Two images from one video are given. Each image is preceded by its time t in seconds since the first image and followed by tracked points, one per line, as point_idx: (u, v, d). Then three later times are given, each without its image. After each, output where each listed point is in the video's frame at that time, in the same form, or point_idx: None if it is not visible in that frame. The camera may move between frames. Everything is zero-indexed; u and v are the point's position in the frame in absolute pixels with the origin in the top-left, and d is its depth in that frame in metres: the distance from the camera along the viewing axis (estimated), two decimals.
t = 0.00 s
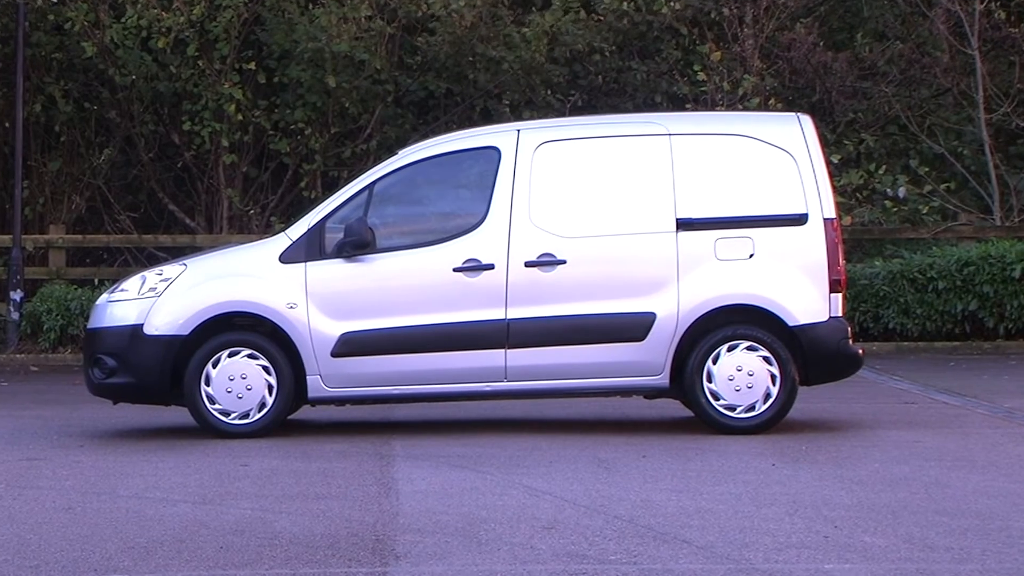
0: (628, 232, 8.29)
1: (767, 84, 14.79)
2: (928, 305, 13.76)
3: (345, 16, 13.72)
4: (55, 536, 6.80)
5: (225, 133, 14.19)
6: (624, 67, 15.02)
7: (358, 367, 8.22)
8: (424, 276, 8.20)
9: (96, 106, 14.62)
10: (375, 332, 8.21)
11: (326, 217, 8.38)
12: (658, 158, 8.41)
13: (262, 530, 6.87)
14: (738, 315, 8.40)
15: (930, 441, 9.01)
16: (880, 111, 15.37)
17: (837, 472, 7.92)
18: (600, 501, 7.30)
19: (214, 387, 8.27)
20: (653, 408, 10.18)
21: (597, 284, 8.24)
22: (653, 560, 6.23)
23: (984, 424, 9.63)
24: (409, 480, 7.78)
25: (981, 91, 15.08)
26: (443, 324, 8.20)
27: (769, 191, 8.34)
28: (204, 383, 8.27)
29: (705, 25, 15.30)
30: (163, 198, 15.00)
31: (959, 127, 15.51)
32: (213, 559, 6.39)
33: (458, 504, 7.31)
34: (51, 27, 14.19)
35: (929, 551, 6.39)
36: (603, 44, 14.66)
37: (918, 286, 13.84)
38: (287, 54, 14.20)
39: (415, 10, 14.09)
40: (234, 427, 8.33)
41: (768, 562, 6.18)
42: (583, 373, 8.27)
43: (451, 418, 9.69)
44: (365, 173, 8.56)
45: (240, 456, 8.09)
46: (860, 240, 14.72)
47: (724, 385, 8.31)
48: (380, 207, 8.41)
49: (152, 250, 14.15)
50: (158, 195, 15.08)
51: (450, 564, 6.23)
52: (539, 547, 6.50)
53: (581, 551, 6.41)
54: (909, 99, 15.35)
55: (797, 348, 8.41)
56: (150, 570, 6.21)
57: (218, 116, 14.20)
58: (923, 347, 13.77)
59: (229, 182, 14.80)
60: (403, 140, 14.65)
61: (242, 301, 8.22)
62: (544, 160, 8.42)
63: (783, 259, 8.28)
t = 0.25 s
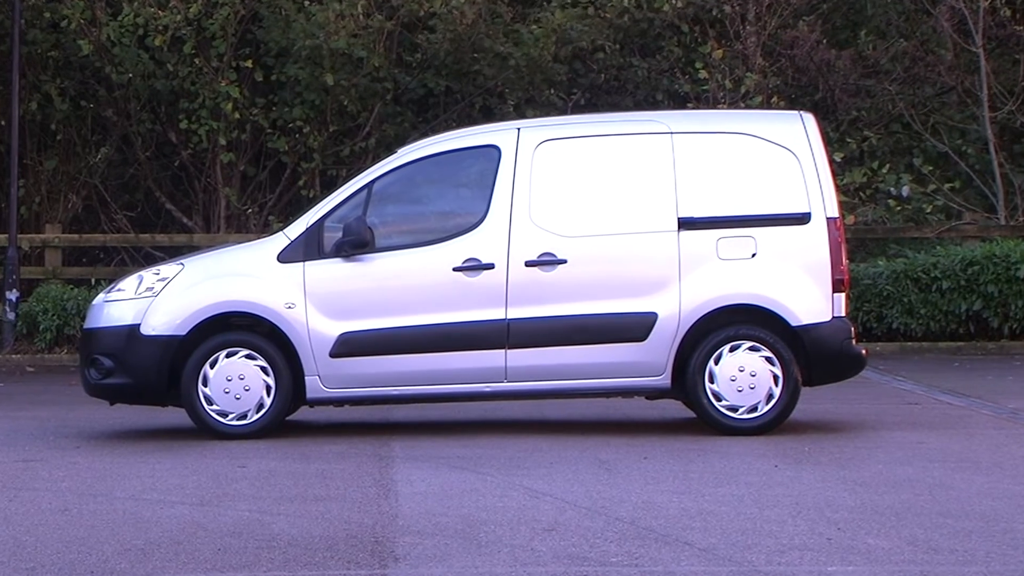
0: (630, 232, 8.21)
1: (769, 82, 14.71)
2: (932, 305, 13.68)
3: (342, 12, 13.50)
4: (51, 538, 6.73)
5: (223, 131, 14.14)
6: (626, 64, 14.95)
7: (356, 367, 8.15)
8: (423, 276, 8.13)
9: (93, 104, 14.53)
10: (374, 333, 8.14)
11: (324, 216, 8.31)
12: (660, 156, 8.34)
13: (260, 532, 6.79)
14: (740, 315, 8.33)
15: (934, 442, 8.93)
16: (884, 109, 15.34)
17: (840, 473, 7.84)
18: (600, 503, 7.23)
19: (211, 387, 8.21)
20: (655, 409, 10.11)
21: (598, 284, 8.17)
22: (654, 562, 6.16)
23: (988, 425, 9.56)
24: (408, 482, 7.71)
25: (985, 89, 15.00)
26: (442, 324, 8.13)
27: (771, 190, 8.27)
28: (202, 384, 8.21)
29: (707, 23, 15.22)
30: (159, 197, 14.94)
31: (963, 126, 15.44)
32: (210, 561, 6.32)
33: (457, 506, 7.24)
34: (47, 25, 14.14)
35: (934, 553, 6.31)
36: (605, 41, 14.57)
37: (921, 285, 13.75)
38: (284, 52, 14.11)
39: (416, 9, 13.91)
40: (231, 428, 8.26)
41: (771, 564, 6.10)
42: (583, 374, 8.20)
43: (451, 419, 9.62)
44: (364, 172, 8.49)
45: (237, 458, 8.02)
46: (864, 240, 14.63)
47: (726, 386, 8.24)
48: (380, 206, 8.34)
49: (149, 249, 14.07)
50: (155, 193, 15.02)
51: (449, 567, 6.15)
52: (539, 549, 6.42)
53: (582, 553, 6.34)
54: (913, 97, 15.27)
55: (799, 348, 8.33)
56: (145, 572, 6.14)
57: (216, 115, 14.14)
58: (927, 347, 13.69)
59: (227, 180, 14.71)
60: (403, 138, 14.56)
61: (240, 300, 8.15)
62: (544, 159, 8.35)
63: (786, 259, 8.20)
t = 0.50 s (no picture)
0: (631, 231, 8.14)
1: (771, 80, 14.62)
2: (937, 305, 13.61)
3: (341, 10, 13.45)
4: (47, 540, 6.66)
5: (220, 129, 14.06)
6: (628, 62, 14.88)
7: (355, 368, 8.08)
8: (423, 276, 8.06)
9: (89, 103, 14.42)
10: (373, 333, 8.07)
11: (323, 216, 8.24)
12: (661, 155, 8.27)
13: (257, 534, 6.72)
14: (743, 315, 8.25)
15: (939, 443, 8.86)
16: (887, 108, 15.25)
17: (844, 475, 7.77)
18: (601, 505, 7.16)
19: (209, 389, 8.14)
20: (656, 410, 10.04)
21: (600, 284, 8.09)
22: (656, 565, 6.09)
23: (993, 426, 9.48)
24: (407, 483, 7.64)
25: (990, 88, 14.92)
26: (442, 325, 8.05)
27: (774, 190, 8.19)
28: (200, 385, 8.14)
29: (710, 20, 15.15)
30: (156, 196, 14.87)
31: (968, 124, 15.34)
32: (207, 564, 6.25)
33: (457, 508, 7.17)
34: (43, 23, 14.01)
35: (938, 555, 6.24)
36: (607, 38, 14.49)
37: (926, 285, 13.68)
38: (282, 49, 14.02)
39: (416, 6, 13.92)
40: (229, 430, 8.19)
41: (774, 567, 6.03)
42: (584, 375, 8.13)
43: (451, 420, 9.55)
44: (363, 171, 8.42)
45: (235, 459, 7.95)
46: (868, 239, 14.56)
47: (728, 387, 8.16)
48: (379, 205, 8.27)
49: (146, 249, 14.00)
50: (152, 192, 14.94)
51: (448, 569, 6.08)
52: (540, 552, 6.35)
53: (582, 556, 6.27)
54: (917, 95, 15.18)
55: (802, 349, 8.26)
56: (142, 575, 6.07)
57: (213, 114, 14.06)
58: (931, 348, 13.62)
59: (224, 179, 14.63)
60: (404, 137, 14.48)
61: (238, 301, 8.08)
62: (545, 158, 8.27)
63: (789, 259, 8.13)
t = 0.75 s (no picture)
0: (632, 231, 8.07)
1: (774, 79, 14.54)
2: (941, 306, 13.53)
3: (340, 9, 13.42)
4: (43, 543, 6.59)
5: (217, 128, 14.00)
6: (630, 60, 14.80)
7: (354, 370, 8.02)
8: (422, 276, 8.00)
9: (85, 102, 14.34)
10: (371, 334, 8.00)
11: (321, 216, 8.17)
12: (663, 154, 8.20)
13: (255, 537, 6.65)
14: (745, 316, 8.18)
15: (942, 446, 8.78)
16: (890, 107, 15.16)
17: (846, 477, 7.69)
18: (602, 508, 7.09)
19: (206, 390, 8.07)
20: (657, 412, 9.97)
21: (601, 285, 8.02)
22: (657, 569, 6.02)
23: (997, 429, 9.40)
24: (406, 486, 7.57)
25: (995, 87, 14.83)
26: (441, 326, 7.99)
27: (776, 189, 8.12)
28: (197, 387, 8.07)
29: (712, 18, 15.10)
30: (153, 195, 14.81)
31: (972, 124, 15.25)
32: (204, 567, 6.17)
33: (457, 510, 7.10)
34: (38, 21, 13.88)
35: (942, 558, 6.16)
36: (607, 36, 14.40)
37: (929, 286, 13.61)
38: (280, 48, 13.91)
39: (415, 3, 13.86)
40: (226, 432, 8.12)
41: (776, 571, 5.96)
42: (585, 376, 8.06)
43: (451, 422, 9.48)
44: (361, 171, 8.35)
45: (232, 461, 7.88)
46: (871, 240, 14.50)
47: (730, 389, 8.09)
48: (378, 205, 8.20)
49: (142, 249, 13.93)
50: (149, 192, 14.88)
51: (447, 573, 6.01)
52: (540, 555, 6.28)
53: (583, 559, 6.20)
54: (920, 94, 15.10)
55: (805, 351, 8.19)
56: None
57: (210, 113, 14.00)
58: (935, 349, 13.54)
59: (222, 179, 14.58)
60: (403, 136, 14.42)
61: (235, 302, 8.01)
62: (545, 157, 8.20)
63: (791, 259, 8.06)
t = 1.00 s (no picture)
0: (633, 231, 8.00)
1: (777, 77, 14.49)
2: (945, 306, 13.45)
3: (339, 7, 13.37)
4: (38, 545, 6.52)
5: (215, 127, 13.95)
6: (631, 59, 14.74)
7: (353, 371, 7.94)
8: (421, 276, 7.92)
9: (82, 100, 14.28)
10: (371, 335, 7.93)
11: (320, 215, 8.11)
12: (664, 153, 8.12)
13: (252, 540, 6.58)
14: (747, 317, 8.10)
15: (947, 447, 8.70)
16: (894, 105, 15.07)
17: (850, 479, 7.62)
18: (604, 510, 7.01)
19: (204, 391, 8.00)
20: (659, 413, 9.90)
21: (602, 285, 7.95)
22: (659, 571, 5.94)
23: (1002, 430, 9.32)
24: (406, 488, 7.50)
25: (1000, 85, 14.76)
26: (440, 326, 7.91)
27: (779, 188, 8.05)
28: (194, 388, 8.00)
29: (714, 16, 15.03)
30: (150, 195, 14.71)
31: (976, 122, 15.16)
32: (200, 570, 6.10)
33: (457, 512, 7.03)
34: (35, 19, 13.84)
35: (946, 561, 6.09)
36: (608, 34, 14.31)
37: (934, 286, 13.52)
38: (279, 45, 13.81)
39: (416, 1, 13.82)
40: (224, 433, 8.05)
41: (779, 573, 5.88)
42: (586, 377, 7.98)
43: (451, 423, 9.41)
44: (361, 170, 8.28)
45: (230, 463, 7.81)
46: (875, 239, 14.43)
47: (733, 390, 8.01)
48: (377, 204, 8.13)
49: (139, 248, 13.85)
50: (145, 191, 14.80)
51: None
52: (541, 557, 6.21)
53: (584, 562, 6.12)
54: (925, 93, 15.03)
55: (808, 351, 8.11)
56: None
57: (207, 112, 13.93)
58: (939, 349, 13.46)
59: (219, 178, 14.50)
60: (402, 135, 14.36)
61: (233, 302, 7.94)
62: (546, 156, 8.13)
63: (794, 258, 7.98)
